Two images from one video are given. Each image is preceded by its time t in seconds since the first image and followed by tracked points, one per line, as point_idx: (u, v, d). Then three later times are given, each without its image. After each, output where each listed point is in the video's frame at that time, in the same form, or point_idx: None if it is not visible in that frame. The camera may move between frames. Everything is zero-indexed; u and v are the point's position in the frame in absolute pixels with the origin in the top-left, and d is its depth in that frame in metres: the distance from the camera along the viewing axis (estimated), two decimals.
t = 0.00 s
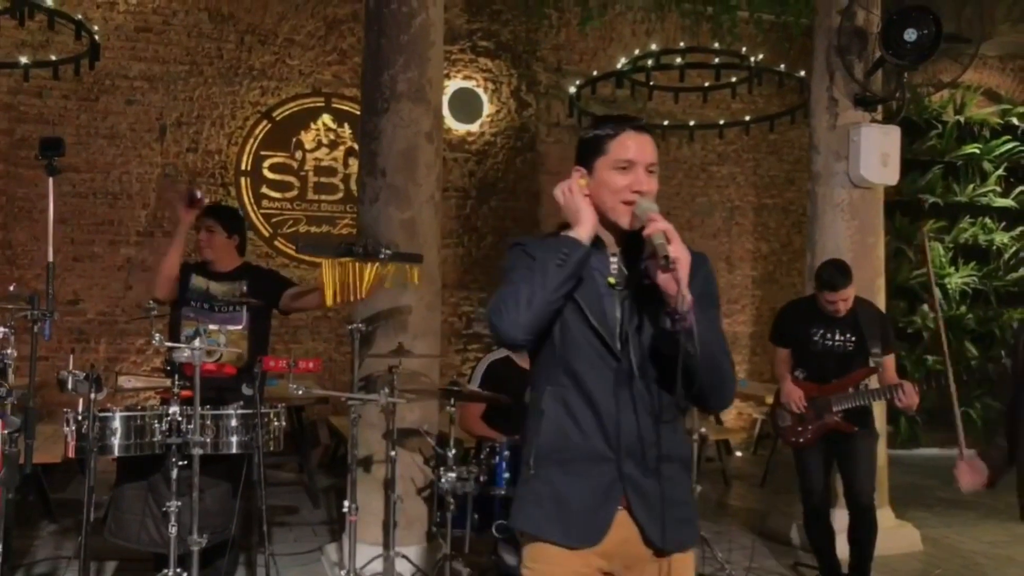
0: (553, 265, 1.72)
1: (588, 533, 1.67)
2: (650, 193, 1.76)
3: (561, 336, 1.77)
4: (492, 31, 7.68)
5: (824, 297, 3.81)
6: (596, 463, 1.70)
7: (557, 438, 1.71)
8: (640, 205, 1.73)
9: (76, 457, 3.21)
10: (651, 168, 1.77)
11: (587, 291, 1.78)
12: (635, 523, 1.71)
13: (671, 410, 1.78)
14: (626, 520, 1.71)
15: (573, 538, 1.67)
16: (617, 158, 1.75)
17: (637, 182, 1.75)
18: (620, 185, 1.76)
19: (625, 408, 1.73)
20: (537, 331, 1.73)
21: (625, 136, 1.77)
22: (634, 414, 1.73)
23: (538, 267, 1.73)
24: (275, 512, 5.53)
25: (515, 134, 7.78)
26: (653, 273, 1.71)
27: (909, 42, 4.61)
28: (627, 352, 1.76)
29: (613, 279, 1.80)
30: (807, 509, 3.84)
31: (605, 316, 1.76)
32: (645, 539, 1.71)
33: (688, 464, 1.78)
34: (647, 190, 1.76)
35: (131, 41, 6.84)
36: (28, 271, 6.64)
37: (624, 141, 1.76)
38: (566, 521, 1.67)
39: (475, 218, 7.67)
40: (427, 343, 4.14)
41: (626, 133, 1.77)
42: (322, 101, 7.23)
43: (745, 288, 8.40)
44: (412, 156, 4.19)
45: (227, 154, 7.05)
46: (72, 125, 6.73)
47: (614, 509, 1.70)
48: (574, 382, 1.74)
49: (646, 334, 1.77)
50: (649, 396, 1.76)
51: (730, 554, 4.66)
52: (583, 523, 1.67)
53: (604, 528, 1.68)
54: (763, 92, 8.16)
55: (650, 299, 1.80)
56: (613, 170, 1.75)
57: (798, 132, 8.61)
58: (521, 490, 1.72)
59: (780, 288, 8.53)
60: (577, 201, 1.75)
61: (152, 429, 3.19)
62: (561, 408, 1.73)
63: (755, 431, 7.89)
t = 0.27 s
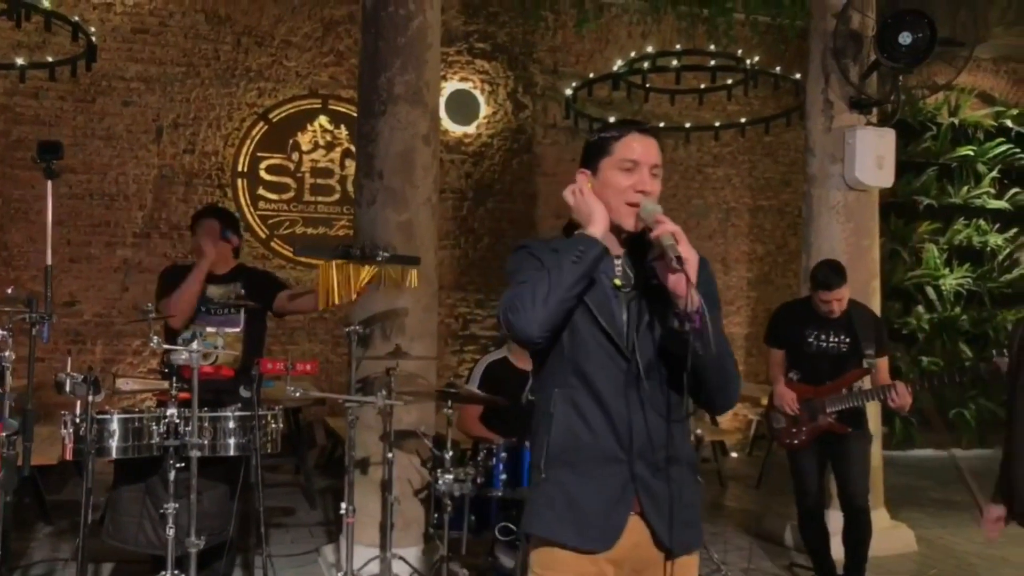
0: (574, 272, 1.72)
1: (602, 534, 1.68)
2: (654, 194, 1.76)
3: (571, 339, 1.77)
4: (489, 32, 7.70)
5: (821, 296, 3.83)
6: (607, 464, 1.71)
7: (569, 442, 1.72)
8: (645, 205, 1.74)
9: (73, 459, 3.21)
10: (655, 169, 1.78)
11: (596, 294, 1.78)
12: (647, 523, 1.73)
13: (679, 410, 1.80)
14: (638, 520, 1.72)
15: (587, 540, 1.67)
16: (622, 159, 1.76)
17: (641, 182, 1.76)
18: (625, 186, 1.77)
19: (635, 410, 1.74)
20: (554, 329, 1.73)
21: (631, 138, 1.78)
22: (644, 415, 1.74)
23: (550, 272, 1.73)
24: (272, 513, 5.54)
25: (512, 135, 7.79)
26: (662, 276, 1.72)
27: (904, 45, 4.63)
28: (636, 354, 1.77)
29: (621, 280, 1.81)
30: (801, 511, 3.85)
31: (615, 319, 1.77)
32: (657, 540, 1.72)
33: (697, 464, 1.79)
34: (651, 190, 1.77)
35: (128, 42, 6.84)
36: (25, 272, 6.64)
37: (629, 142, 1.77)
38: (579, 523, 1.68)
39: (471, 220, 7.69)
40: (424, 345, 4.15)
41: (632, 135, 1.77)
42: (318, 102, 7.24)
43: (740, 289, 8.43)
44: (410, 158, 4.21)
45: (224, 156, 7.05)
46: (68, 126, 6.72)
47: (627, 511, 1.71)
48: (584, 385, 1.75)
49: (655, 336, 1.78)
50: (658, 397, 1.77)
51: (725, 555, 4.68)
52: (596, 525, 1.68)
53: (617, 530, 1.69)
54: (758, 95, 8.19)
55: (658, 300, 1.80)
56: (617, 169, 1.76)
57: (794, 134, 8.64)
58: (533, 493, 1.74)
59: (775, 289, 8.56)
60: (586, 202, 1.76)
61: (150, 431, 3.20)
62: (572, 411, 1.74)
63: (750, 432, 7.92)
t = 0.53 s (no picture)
0: (561, 268, 1.72)
1: (602, 538, 1.70)
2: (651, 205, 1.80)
3: (568, 344, 1.78)
4: (473, 36, 7.72)
5: (803, 298, 3.87)
6: (607, 469, 1.73)
7: (568, 446, 1.73)
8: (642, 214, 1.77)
9: (57, 463, 3.20)
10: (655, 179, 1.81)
11: (592, 299, 1.80)
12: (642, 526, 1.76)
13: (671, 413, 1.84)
14: (637, 523, 1.76)
15: (589, 545, 1.69)
16: (624, 166, 1.77)
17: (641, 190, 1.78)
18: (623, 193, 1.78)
19: (632, 414, 1.77)
20: (539, 322, 1.74)
21: (631, 145, 1.79)
22: (641, 419, 1.77)
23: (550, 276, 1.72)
24: (255, 517, 5.53)
25: (496, 139, 7.82)
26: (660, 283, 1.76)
27: (885, 52, 4.70)
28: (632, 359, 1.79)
29: (615, 285, 1.83)
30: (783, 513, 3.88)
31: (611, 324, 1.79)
32: (654, 542, 1.76)
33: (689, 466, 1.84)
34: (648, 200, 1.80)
35: (110, 44, 6.81)
36: (5, 275, 6.59)
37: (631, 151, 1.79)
38: (581, 527, 1.70)
39: (455, 223, 7.71)
40: (409, 348, 4.16)
41: (632, 142, 1.79)
42: (303, 105, 7.23)
43: (722, 293, 8.49)
44: (395, 162, 4.22)
45: (207, 159, 7.03)
46: (50, 128, 6.68)
47: (626, 514, 1.74)
48: (582, 389, 1.76)
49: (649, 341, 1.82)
50: (653, 402, 1.80)
51: (707, 557, 4.71)
52: (598, 529, 1.70)
53: (618, 533, 1.71)
54: (740, 100, 8.25)
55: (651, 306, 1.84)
56: (618, 176, 1.78)
57: (775, 139, 8.72)
58: (530, 497, 1.74)
59: (757, 292, 8.63)
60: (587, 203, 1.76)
61: (135, 436, 3.19)
62: (570, 415, 1.75)
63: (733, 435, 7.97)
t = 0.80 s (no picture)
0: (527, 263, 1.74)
1: (583, 537, 1.72)
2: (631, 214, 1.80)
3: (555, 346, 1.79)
4: (448, 41, 7.74)
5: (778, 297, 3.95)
6: (589, 467, 1.75)
7: (553, 446, 1.75)
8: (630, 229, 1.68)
9: (29, 470, 3.16)
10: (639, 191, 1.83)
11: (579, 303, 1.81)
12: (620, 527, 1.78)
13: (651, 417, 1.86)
14: (616, 524, 1.78)
15: (568, 542, 1.71)
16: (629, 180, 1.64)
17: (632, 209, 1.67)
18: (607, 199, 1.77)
19: (616, 417, 1.78)
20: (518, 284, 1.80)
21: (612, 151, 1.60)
22: (625, 422, 1.79)
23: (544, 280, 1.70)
24: (230, 523, 5.48)
25: (471, 144, 7.83)
26: (643, 291, 1.78)
27: (856, 61, 4.78)
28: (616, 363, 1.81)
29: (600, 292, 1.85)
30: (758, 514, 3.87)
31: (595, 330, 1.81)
32: (632, 542, 1.78)
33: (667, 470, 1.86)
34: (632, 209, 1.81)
35: (82, 46, 6.74)
36: None
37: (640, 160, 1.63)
38: (561, 524, 1.72)
39: (430, 227, 7.71)
40: (386, 354, 4.15)
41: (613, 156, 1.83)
42: (277, 109, 7.19)
43: (696, 297, 8.55)
44: (372, 167, 4.21)
45: (180, 162, 6.97)
46: (20, 130, 6.60)
47: (605, 513, 1.75)
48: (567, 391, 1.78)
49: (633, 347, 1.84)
50: (636, 406, 1.83)
51: (682, 560, 4.74)
52: (578, 527, 1.72)
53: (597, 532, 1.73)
54: (714, 106, 8.33)
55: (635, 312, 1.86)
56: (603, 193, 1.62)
57: (748, 145, 8.81)
58: (512, 495, 1.74)
59: (730, 297, 8.70)
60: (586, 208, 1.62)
61: (110, 442, 3.16)
62: (555, 416, 1.76)
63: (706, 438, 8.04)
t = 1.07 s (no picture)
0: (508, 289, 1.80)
1: (584, 559, 1.74)
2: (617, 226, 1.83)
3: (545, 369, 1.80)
4: (422, 45, 7.73)
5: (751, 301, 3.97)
6: (585, 489, 1.77)
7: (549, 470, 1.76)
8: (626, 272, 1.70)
9: None
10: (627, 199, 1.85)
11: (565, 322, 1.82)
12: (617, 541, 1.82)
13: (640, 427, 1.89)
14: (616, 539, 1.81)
15: (572, 566, 1.74)
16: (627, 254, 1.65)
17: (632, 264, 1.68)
18: (593, 208, 1.83)
19: (608, 434, 1.81)
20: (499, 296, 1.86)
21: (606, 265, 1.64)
22: (618, 439, 1.81)
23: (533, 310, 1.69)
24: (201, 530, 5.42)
25: (445, 148, 7.82)
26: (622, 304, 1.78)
27: (828, 69, 4.87)
28: (605, 380, 1.83)
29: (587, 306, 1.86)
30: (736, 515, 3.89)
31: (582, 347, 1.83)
32: (633, 555, 1.81)
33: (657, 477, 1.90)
34: (614, 217, 1.83)
35: (49, 46, 6.65)
36: None
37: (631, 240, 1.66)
38: (564, 550, 1.74)
39: (403, 231, 7.69)
40: (362, 358, 4.13)
41: (607, 161, 1.84)
42: (249, 111, 7.13)
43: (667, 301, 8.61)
44: (348, 171, 4.19)
45: (150, 164, 6.89)
46: None
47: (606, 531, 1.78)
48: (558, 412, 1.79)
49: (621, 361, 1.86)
50: (627, 420, 1.85)
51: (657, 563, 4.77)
52: (580, 549, 1.74)
53: (600, 551, 1.76)
54: (685, 112, 8.40)
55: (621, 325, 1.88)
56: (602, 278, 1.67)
57: (719, 151, 8.89)
58: (511, 522, 1.76)
59: (701, 302, 8.76)
60: (590, 301, 1.63)
61: (83, 449, 3.12)
62: (548, 443, 1.77)
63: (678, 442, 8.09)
